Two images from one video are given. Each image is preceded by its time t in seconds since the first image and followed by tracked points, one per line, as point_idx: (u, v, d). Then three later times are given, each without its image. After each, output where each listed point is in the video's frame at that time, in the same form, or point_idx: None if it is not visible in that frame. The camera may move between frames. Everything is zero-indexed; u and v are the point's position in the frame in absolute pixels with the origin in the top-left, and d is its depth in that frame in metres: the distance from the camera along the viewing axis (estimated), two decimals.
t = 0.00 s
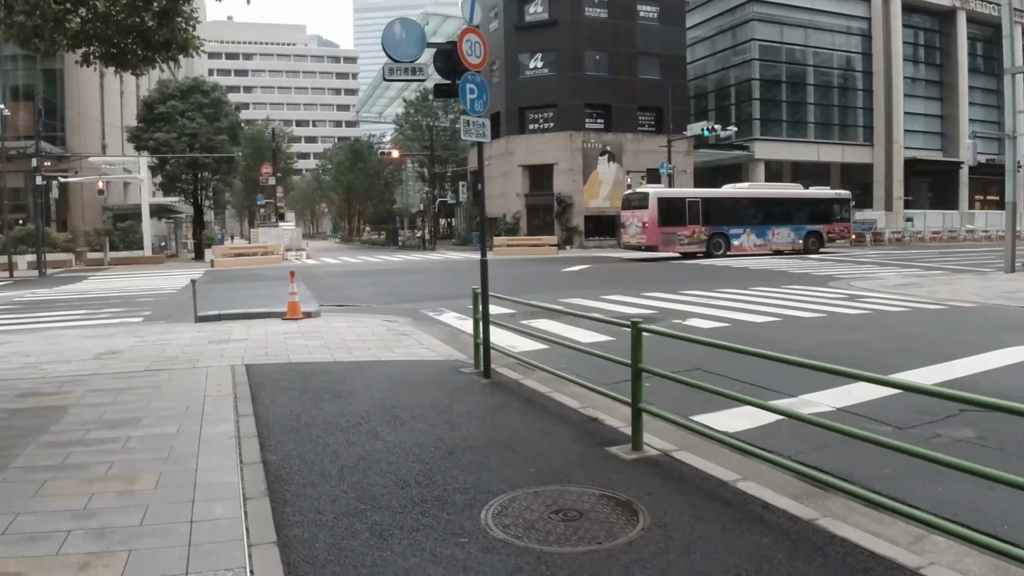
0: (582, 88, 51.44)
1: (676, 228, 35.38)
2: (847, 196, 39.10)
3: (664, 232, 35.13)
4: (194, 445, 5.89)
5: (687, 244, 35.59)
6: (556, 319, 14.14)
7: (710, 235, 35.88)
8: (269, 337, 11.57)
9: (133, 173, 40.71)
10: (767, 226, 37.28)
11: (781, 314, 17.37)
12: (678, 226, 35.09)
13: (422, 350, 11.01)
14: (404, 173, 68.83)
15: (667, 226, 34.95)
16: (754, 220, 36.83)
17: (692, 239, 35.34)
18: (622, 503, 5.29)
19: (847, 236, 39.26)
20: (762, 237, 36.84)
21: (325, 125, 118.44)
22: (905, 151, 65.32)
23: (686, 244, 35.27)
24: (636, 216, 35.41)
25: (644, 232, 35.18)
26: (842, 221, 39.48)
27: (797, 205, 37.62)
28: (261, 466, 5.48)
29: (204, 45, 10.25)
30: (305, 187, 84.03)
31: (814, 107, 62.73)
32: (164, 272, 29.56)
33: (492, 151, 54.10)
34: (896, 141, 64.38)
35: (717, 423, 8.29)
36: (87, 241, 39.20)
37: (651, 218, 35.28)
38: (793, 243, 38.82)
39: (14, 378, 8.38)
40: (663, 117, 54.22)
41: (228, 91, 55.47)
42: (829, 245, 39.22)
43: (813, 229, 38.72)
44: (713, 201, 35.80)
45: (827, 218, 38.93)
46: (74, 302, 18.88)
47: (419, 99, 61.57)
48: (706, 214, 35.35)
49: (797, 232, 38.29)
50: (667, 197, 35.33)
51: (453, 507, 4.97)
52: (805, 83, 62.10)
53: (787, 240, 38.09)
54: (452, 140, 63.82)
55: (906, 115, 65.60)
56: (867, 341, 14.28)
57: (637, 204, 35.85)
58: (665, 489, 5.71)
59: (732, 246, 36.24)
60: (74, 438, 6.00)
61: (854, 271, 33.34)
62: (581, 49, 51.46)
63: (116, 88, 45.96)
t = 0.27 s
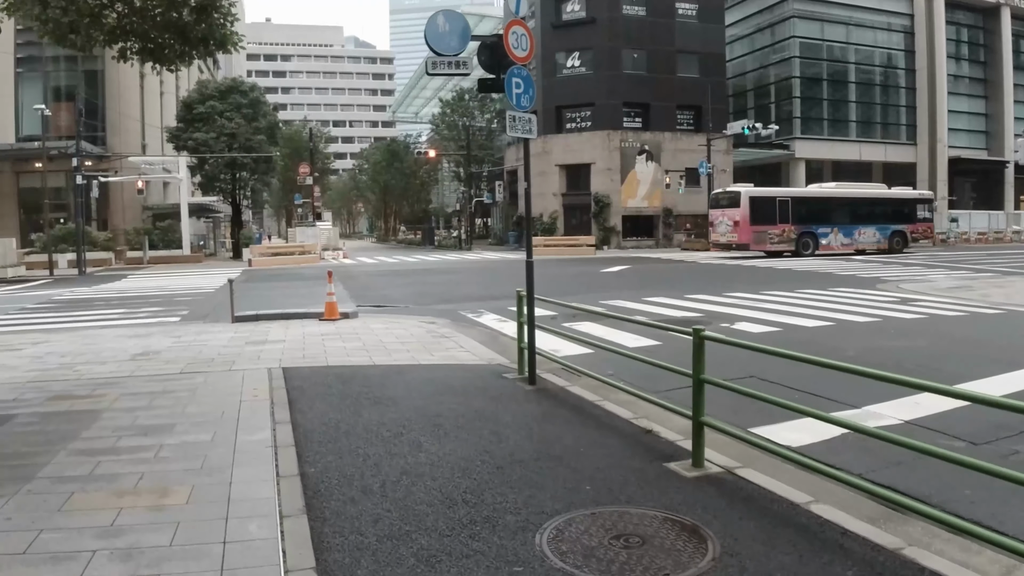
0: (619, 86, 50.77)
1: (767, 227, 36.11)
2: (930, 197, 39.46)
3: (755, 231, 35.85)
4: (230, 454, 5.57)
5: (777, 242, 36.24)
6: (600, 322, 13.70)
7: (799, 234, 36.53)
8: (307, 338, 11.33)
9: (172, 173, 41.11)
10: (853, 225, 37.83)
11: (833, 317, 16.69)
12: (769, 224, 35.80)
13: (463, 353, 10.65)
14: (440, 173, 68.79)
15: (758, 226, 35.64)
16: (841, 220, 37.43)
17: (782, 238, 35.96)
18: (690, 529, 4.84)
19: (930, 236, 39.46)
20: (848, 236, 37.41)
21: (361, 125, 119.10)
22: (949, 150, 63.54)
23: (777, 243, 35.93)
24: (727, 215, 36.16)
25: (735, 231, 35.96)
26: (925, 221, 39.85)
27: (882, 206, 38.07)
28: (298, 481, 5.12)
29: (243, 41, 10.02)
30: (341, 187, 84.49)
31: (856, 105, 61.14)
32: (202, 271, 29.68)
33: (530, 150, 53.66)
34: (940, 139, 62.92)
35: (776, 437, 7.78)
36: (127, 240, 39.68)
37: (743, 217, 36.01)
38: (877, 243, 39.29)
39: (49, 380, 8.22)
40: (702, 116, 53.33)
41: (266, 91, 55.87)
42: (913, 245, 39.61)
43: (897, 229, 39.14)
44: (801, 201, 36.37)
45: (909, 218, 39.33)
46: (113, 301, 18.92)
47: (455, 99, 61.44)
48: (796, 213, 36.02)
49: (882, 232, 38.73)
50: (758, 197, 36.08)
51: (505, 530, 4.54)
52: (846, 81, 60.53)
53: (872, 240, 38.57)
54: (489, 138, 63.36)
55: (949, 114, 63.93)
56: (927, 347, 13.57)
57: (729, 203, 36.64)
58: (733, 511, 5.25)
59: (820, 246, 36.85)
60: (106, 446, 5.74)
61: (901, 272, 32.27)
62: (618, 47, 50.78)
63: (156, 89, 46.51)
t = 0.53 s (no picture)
0: (652, 85, 50.05)
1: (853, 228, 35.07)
2: (1009, 196, 38.50)
3: (842, 232, 34.78)
4: (260, 466, 5.24)
5: (863, 243, 35.23)
6: (640, 325, 13.21)
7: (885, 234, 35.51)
8: (339, 340, 11.01)
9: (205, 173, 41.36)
10: (936, 225, 36.76)
11: (882, 321, 16.00)
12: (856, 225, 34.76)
13: (500, 357, 10.26)
14: (471, 172, 68.56)
15: (845, 227, 34.55)
16: (925, 220, 36.39)
17: (869, 238, 34.98)
18: (760, 556, 4.37)
19: (1010, 236, 38.49)
20: (933, 236, 36.35)
21: (393, 126, 119.32)
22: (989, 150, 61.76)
23: (863, 244, 34.95)
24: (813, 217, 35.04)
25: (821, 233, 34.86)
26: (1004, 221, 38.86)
27: (966, 205, 37.01)
28: (332, 496, 4.76)
29: (275, 36, 9.72)
30: (372, 187, 84.66)
31: (893, 103, 59.58)
32: (235, 270, 29.68)
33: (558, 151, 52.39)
34: (980, 137, 60.68)
35: (838, 451, 7.25)
36: (161, 239, 39.99)
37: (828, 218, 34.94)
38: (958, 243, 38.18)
39: (77, 382, 8.01)
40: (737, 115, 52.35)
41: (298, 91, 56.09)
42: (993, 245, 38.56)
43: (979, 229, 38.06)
44: (886, 201, 35.36)
45: (991, 218, 38.27)
46: (147, 300, 18.86)
47: (486, 99, 61.15)
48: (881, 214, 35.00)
49: (964, 231, 37.60)
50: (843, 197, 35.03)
51: (557, 555, 4.13)
52: (883, 79, 59.00)
53: (955, 240, 37.50)
54: (520, 138, 62.97)
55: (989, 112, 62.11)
56: (986, 353, 12.86)
57: (813, 204, 35.56)
58: (806, 536, 4.76)
59: (905, 246, 35.91)
60: (131, 455, 5.45)
61: (947, 274, 31.19)
62: (651, 45, 50.07)
63: (190, 89, 46.92)
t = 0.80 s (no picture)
0: (679, 83, 49.39)
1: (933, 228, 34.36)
2: None
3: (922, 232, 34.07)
4: (286, 480, 4.92)
5: (942, 243, 34.54)
6: (674, 328, 12.76)
7: (963, 234, 34.82)
8: (365, 343, 10.69)
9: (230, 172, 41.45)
10: (1011, 225, 36.06)
11: (924, 325, 15.39)
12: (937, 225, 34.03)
13: (530, 361, 9.88)
14: (495, 172, 68.30)
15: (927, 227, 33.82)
16: (1001, 220, 35.73)
17: (949, 239, 34.30)
18: None
19: None
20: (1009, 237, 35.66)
21: (416, 125, 119.28)
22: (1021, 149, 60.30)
23: (944, 244, 34.23)
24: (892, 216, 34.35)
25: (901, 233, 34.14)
26: None
27: None
28: (363, 517, 4.41)
29: (301, 30, 9.43)
30: (395, 187, 84.66)
31: (923, 102, 58.26)
32: (260, 270, 29.62)
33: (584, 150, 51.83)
34: (1011, 137, 59.36)
35: (897, 466, 6.75)
36: (186, 238, 40.15)
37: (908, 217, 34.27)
38: None
39: (101, 386, 7.80)
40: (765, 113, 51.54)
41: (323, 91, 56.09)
42: None
43: None
44: (964, 200, 34.71)
45: None
46: (171, 300, 18.76)
47: (510, 98, 60.80)
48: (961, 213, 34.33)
49: None
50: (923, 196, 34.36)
51: None
52: (912, 77, 57.66)
53: None
54: (544, 137, 62.58)
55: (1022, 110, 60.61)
56: None
57: (892, 204, 34.89)
58: (879, 566, 4.32)
59: (982, 246, 35.20)
60: (150, 467, 5.16)
61: (985, 276, 30.27)
62: (678, 43, 49.41)
63: (214, 89, 47.15)
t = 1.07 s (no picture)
0: (701, 82, 48.75)
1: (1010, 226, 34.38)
2: None
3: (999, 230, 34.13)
4: (306, 496, 4.55)
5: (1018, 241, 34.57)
6: (706, 330, 12.30)
7: None
8: (388, 346, 10.33)
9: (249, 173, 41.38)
10: None
11: (964, 327, 14.77)
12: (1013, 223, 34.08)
13: (559, 366, 9.46)
14: (514, 172, 68.00)
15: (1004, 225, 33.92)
16: None
17: None
18: None
19: None
20: None
21: (435, 125, 119.18)
22: None
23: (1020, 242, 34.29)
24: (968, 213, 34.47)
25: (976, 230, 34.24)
26: None
27: None
28: (390, 540, 4.03)
29: (322, 22, 9.11)
30: (414, 187, 84.52)
31: (947, 100, 57.16)
32: (279, 270, 29.44)
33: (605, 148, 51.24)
34: None
35: (962, 481, 6.23)
36: (205, 238, 40.18)
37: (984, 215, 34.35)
38: None
39: (116, 391, 7.49)
40: (788, 112, 50.74)
41: (342, 91, 55.95)
42: None
43: None
44: None
45: None
46: (190, 300, 18.55)
47: (530, 97, 60.37)
48: None
49: None
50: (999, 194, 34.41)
51: None
52: (938, 74, 56.55)
53: None
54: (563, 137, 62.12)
55: None
56: None
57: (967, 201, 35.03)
58: None
59: None
60: (163, 480, 4.82)
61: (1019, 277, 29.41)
62: (699, 41, 48.78)
63: (234, 89, 47.23)
